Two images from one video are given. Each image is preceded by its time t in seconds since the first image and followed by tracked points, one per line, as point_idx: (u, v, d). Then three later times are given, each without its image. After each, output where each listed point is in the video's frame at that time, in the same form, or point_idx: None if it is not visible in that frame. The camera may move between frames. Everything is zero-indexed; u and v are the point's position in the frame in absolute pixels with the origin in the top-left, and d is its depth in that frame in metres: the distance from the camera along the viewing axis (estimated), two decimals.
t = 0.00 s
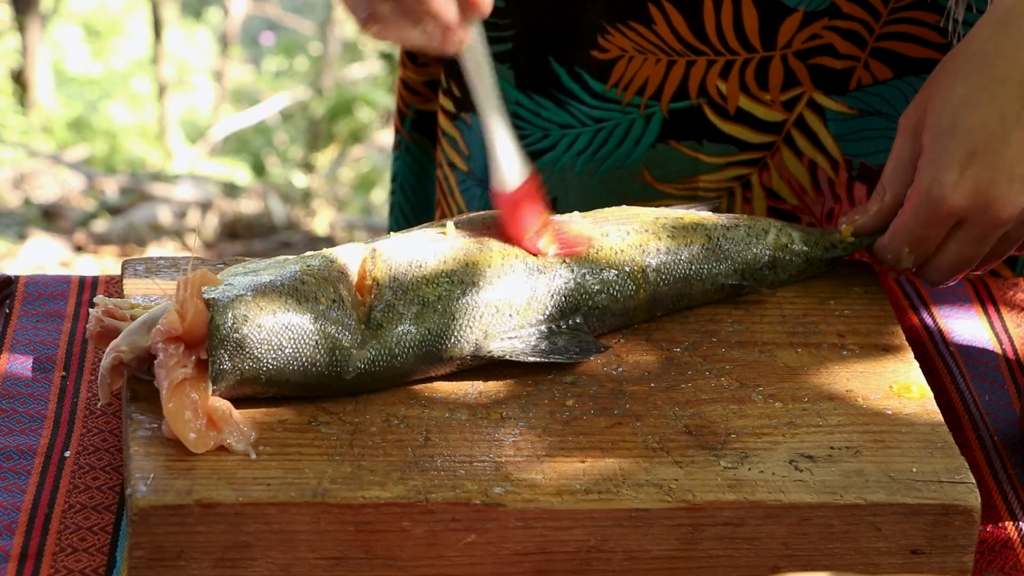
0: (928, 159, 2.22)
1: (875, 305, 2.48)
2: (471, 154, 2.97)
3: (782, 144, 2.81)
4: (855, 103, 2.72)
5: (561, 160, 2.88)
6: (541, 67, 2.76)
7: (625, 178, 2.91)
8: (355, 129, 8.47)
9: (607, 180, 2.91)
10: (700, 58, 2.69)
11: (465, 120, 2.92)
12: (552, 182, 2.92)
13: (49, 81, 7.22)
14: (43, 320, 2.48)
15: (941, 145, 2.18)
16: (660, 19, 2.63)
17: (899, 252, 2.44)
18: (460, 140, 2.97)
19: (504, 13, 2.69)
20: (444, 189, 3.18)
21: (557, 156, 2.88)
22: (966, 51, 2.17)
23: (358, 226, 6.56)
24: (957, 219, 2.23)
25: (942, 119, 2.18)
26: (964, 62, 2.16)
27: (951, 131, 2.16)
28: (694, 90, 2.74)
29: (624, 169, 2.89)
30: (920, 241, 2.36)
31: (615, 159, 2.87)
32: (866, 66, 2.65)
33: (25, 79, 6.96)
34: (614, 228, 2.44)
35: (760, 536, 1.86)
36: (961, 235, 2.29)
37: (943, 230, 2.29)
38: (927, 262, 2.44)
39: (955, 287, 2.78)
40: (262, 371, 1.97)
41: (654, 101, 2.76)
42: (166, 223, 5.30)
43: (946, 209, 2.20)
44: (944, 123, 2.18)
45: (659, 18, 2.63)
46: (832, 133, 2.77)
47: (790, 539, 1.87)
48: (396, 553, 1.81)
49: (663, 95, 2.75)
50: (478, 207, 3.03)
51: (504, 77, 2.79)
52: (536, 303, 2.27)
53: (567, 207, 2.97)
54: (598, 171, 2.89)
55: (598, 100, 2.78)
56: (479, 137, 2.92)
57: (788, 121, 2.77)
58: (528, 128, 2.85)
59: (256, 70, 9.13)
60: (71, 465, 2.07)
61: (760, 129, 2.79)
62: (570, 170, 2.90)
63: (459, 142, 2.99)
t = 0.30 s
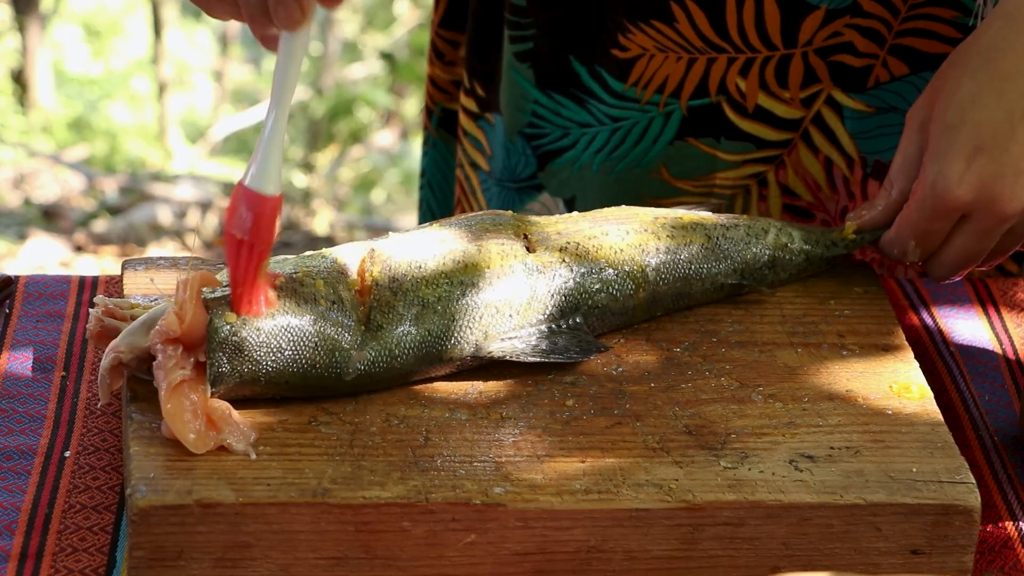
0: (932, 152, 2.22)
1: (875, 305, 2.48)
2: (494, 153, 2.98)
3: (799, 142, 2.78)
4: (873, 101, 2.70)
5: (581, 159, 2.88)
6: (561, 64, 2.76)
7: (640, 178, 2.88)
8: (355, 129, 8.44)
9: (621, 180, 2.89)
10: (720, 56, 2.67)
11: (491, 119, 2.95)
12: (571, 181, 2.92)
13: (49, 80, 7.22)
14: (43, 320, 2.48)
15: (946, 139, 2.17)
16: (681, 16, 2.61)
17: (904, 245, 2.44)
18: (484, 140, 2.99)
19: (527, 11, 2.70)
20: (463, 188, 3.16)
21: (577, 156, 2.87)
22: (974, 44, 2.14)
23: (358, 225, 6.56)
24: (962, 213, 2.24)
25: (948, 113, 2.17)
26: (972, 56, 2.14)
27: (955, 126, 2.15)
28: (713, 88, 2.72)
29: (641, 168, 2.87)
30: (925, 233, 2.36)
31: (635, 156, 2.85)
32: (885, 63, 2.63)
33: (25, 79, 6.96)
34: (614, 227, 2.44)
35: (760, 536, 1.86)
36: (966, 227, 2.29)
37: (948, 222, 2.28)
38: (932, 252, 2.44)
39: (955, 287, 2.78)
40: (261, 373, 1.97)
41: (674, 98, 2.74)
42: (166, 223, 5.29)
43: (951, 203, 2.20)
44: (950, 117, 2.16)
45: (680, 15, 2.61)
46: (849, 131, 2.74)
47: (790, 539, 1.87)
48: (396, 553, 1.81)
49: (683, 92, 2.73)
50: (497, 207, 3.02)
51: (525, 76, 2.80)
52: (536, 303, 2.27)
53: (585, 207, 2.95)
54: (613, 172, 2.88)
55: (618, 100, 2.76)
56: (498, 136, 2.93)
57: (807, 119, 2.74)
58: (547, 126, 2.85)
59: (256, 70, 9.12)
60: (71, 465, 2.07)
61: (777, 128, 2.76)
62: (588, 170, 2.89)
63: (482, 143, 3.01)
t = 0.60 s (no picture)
0: (951, 154, 2.20)
1: (875, 305, 2.48)
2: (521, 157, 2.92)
3: (817, 143, 2.78)
4: (892, 103, 2.68)
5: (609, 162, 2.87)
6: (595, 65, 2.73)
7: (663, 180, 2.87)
8: (355, 129, 8.51)
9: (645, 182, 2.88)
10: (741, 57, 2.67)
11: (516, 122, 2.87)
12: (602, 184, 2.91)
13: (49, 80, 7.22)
14: (43, 320, 2.48)
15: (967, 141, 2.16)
16: (703, 18, 2.61)
17: (919, 246, 2.42)
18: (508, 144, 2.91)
19: (561, 14, 2.64)
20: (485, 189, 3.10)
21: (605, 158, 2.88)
22: (993, 47, 2.15)
23: (358, 225, 6.55)
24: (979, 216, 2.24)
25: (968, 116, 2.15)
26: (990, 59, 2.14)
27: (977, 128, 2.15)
28: (734, 88, 2.72)
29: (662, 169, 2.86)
30: (942, 234, 2.35)
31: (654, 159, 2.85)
32: (904, 65, 2.62)
33: (25, 79, 6.96)
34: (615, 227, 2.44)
35: (760, 536, 1.86)
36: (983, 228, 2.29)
37: (966, 223, 2.28)
38: (947, 254, 2.43)
39: (955, 287, 2.77)
40: (262, 371, 1.97)
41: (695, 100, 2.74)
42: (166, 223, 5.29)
43: (971, 205, 2.20)
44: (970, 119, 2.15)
45: (701, 17, 2.61)
46: (868, 133, 2.72)
47: (790, 539, 1.87)
48: (395, 553, 1.81)
49: (704, 93, 2.73)
50: (527, 210, 2.98)
51: (560, 78, 2.77)
52: (537, 303, 2.27)
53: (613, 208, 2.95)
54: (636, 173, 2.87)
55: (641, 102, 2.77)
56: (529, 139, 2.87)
57: (827, 119, 2.74)
58: (583, 127, 2.84)
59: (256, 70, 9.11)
60: (71, 465, 2.07)
61: (797, 129, 2.76)
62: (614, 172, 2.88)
63: (505, 146, 2.93)
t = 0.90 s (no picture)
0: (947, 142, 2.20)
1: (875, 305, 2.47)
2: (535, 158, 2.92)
3: (834, 140, 2.66)
4: (908, 101, 2.56)
5: (622, 163, 2.80)
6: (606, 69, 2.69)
7: (677, 180, 2.82)
8: (355, 129, 8.56)
9: (657, 183, 2.83)
10: (754, 58, 2.58)
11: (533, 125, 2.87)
12: (613, 185, 2.87)
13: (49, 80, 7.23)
14: (43, 320, 2.48)
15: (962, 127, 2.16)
16: (716, 19, 2.53)
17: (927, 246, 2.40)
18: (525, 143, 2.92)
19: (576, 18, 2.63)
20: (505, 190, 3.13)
21: (619, 160, 2.80)
22: (989, 32, 2.14)
23: (358, 225, 6.56)
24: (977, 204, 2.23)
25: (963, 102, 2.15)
26: (981, 44, 2.15)
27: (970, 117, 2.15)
28: (747, 90, 2.63)
29: (675, 171, 2.80)
30: (947, 231, 2.32)
31: (669, 161, 2.78)
32: (919, 64, 2.50)
33: (25, 79, 6.96)
34: (610, 226, 2.45)
35: (760, 536, 1.86)
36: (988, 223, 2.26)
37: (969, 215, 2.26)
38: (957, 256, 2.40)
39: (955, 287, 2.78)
40: (261, 373, 1.97)
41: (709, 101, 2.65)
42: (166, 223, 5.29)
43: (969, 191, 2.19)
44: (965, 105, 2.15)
45: (715, 17, 2.53)
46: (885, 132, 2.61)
47: (790, 539, 1.87)
48: (396, 553, 1.81)
49: (717, 95, 2.65)
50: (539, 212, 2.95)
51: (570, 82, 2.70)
52: (535, 302, 2.27)
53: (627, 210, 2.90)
54: (649, 175, 2.81)
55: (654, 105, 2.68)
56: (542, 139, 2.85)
57: (844, 119, 2.62)
58: (591, 131, 2.77)
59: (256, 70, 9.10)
60: (71, 465, 2.07)
61: (811, 127, 2.65)
62: (627, 173, 2.82)
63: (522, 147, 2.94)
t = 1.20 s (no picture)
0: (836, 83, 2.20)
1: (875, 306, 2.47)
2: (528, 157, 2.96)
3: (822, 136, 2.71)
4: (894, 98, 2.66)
5: (612, 162, 2.81)
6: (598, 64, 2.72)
7: (666, 180, 2.81)
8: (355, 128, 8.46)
9: (646, 183, 2.82)
10: (743, 56, 2.60)
11: (522, 123, 2.94)
12: (604, 185, 2.86)
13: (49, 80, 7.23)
14: (43, 320, 2.48)
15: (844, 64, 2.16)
16: (705, 18, 2.55)
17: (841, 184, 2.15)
18: (517, 142, 2.99)
19: (568, 17, 2.67)
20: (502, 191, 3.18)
21: (610, 159, 2.81)
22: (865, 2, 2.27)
23: (358, 225, 6.56)
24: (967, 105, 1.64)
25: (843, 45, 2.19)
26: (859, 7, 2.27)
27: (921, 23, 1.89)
28: (737, 87, 2.65)
29: (665, 170, 2.79)
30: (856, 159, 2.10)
31: (658, 160, 2.77)
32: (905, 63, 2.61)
33: (25, 79, 6.96)
34: (614, 227, 2.43)
35: (760, 536, 1.86)
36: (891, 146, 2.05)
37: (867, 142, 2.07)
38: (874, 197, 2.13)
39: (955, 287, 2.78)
40: (261, 369, 1.97)
41: (699, 99, 2.67)
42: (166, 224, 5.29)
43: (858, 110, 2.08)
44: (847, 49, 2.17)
45: (703, 16, 2.55)
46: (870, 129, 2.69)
47: (790, 539, 1.87)
48: (395, 553, 1.81)
49: (707, 93, 2.66)
50: (532, 210, 2.98)
51: (564, 80, 2.76)
52: (537, 303, 2.27)
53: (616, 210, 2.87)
54: (638, 174, 2.80)
55: (644, 104, 2.69)
56: (536, 139, 2.89)
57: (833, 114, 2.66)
58: (589, 129, 2.79)
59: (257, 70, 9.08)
60: (71, 465, 2.07)
61: (801, 124, 2.65)
62: (617, 172, 2.81)
63: (517, 146, 3.00)
